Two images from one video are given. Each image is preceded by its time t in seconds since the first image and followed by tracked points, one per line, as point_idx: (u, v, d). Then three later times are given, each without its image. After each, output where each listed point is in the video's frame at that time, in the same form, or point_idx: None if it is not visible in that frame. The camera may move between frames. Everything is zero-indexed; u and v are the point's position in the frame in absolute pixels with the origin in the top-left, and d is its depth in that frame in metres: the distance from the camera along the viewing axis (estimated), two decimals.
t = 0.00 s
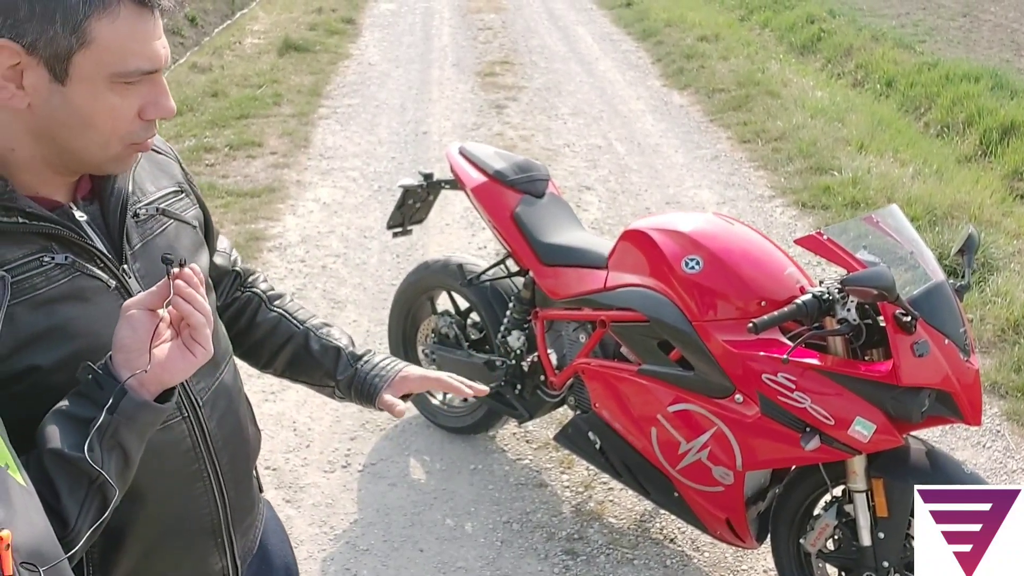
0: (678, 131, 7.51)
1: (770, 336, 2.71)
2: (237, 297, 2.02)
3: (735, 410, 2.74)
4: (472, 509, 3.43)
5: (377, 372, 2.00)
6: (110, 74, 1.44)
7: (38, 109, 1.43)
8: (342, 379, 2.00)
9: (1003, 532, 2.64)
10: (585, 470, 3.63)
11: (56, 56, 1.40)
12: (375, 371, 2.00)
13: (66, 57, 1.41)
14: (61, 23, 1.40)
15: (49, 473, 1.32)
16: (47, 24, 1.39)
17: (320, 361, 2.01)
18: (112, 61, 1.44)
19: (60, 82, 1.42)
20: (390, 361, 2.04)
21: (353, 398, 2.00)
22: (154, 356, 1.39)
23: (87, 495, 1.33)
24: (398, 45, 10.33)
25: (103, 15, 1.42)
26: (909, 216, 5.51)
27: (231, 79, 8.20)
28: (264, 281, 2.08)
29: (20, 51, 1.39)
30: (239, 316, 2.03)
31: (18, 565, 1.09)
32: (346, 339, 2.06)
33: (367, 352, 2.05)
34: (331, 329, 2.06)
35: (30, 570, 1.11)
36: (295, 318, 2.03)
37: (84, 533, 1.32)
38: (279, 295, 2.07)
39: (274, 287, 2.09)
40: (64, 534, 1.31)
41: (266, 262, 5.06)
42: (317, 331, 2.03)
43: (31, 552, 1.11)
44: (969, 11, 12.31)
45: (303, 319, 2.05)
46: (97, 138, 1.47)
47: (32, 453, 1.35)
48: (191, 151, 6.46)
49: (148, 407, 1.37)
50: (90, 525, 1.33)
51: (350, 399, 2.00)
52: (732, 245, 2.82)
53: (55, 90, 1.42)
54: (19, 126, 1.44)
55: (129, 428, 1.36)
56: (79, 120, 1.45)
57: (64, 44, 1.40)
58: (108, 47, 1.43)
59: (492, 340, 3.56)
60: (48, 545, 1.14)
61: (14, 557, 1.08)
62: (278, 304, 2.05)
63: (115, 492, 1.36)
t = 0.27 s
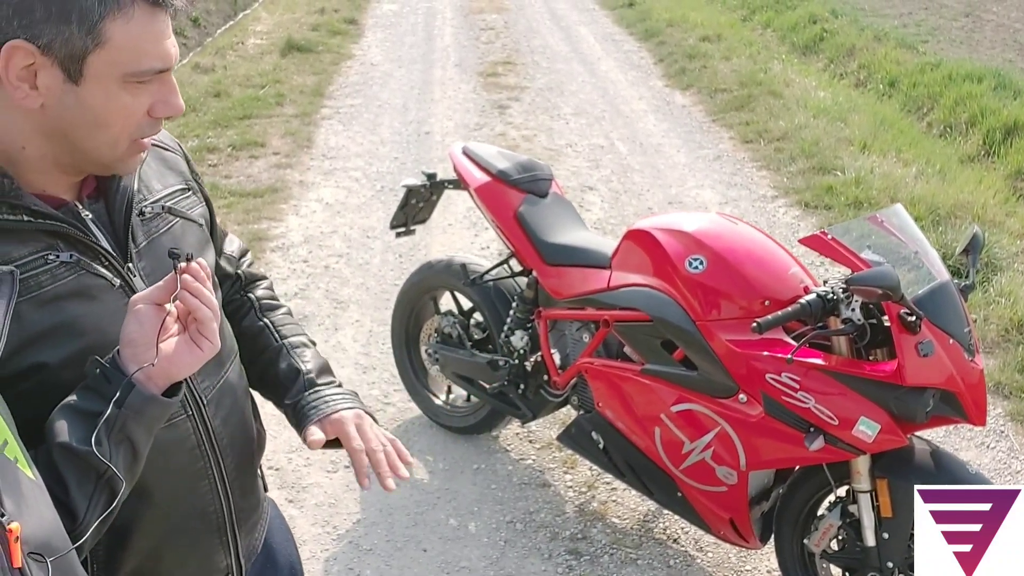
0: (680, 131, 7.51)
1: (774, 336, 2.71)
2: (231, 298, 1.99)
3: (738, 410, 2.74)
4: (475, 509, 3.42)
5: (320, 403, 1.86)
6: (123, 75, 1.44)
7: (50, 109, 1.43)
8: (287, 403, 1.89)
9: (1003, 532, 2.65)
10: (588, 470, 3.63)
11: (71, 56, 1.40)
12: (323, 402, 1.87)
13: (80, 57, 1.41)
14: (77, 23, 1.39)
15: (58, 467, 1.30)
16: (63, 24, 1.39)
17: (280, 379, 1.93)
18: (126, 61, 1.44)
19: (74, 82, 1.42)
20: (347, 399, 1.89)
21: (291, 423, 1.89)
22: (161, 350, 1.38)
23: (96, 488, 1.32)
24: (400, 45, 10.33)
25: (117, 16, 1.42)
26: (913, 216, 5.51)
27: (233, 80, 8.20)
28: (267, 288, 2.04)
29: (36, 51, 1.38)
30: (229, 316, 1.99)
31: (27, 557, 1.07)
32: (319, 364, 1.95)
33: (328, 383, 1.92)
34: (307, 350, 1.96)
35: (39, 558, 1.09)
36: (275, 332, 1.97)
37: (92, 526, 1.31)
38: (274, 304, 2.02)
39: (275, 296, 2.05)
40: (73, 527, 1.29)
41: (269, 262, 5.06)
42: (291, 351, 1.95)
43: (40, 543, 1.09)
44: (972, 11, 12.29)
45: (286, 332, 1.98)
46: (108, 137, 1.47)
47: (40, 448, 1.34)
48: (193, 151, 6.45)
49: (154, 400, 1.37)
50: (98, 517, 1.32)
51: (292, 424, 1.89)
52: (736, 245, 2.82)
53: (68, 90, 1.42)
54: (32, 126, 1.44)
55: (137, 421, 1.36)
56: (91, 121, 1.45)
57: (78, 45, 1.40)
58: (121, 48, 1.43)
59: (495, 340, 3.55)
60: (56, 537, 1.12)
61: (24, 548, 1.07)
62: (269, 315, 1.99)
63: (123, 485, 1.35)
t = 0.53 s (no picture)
0: (679, 130, 7.51)
1: (774, 333, 2.71)
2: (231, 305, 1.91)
3: (739, 407, 2.74)
4: (476, 508, 3.42)
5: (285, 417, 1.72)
6: (115, 73, 1.44)
7: (42, 107, 1.43)
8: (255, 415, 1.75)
9: (1003, 531, 2.64)
10: (589, 468, 3.63)
11: (61, 52, 1.40)
12: (286, 422, 1.72)
13: (72, 54, 1.40)
14: (68, 20, 1.39)
15: (66, 461, 1.29)
16: (54, 21, 1.39)
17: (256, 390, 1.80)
18: (117, 59, 1.43)
19: (64, 79, 1.41)
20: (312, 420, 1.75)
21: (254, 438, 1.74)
22: (167, 345, 1.37)
23: (103, 482, 1.31)
24: (399, 45, 10.32)
25: (108, 13, 1.41)
26: (912, 213, 5.50)
27: (232, 80, 8.20)
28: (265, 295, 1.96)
29: (26, 46, 1.39)
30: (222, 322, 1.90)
31: (32, 556, 1.05)
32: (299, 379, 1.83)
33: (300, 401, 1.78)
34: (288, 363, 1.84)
35: (44, 560, 1.07)
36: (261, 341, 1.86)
37: (100, 521, 1.29)
38: (272, 314, 1.92)
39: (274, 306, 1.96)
40: (81, 521, 1.28)
41: (268, 262, 5.06)
42: (272, 361, 1.83)
43: (45, 540, 1.08)
44: (970, 8, 12.29)
45: (273, 344, 1.87)
46: (102, 135, 1.46)
47: (46, 444, 1.32)
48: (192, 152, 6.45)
49: (161, 396, 1.34)
50: (106, 514, 1.30)
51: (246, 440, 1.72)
52: (737, 242, 2.81)
53: (60, 87, 1.42)
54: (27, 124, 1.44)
55: (143, 416, 1.34)
56: (85, 118, 1.44)
57: (68, 41, 1.40)
58: (112, 45, 1.42)
59: (495, 339, 3.54)
60: (61, 535, 1.10)
61: (30, 546, 1.05)
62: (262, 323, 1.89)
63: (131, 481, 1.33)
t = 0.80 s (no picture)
0: (677, 128, 7.51)
1: (773, 331, 2.72)
2: (244, 291, 1.97)
3: (739, 406, 2.74)
4: (477, 506, 3.42)
5: (380, 345, 1.95)
6: (30, 44, 1.34)
7: None
8: (350, 358, 1.94)
9: (1003, 531, 2.59)
10: (589, 467, 3.63)
11: None
12: (384, 343, 1.95)
13: None
14: None
15: (72, 460, 1.28)
16: None
17: (329, 344, 1.96)
18: (30, 28, 1.34)
19: None
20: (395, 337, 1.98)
21: (361, 376, 1.94)
22: (175, 346, 1.36)
23: (108, 481, 1.30)
24: (397, 44, 10.32)
25: None
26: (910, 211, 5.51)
27: (230, 80, 8.19)
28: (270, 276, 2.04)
29: None
30: (245, 308, 1.97)
31: (41, 553, 1.05)
32: (350, 322, 2.02)
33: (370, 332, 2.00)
34: (335, 315, 2.02)
35: (53, 554, 1.07)
36: (301, 308, 1.99)
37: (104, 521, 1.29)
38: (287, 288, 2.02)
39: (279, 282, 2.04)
40: (86, 521, 1.28)
41: (267, 261, 5.06)
42: (324, 317, 1.99)
43: (53, 538, 1.08)
44: (968, 6, 12.30)
45: (311, 309, 2.00)
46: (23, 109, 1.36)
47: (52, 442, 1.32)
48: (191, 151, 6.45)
49: (167, 397, 1.34)
50: (111, 514, 1.30)
51: (364, 377, 1.94)
52: (736, 241, 2.82)
53: None
54: None
55: (150, 417, 1.33)
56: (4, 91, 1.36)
57: None
58: (24, 10, 1.33)
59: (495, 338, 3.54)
60: (68, 534, 1.10)
61: (38, 544, 1.05)
62: (287, 296, 1.99)
63: (136, 482, 1.33)
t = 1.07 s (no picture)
0: (677, 128, 7.51)
1: (774, 331, 2.72)
2: (241, 296, 1.96)
3: (740, 406, 2.74)
4: (477, 507, 3.42)
5: (380, 351, 1.95)
6: (22, 43, 1.34)
7: None
8: (349, 365, 1.94)
9: (1003, 532, 2.56)
10: (589, 467, 3.63)
11: None
12: (384, 349, 1.96)
13: None
14: None
15: (73, 463, 1.28)
16: None
17: (328, 351, 1.96)
18: (24, 27, 1.33)
19: None
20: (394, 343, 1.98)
21: (361, 382, 1.94)
22: (175, 349, 1.35)
23: (111, 485, 1.30)
24: (396, 44, 10.31)
25: None
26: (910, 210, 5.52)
27: (229, 80, 8.19)
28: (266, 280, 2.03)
29: None
30: (243, 313, 1.96)
31: (42, 558, 1.05)
32: (347, 328, 2.02)
33: (369, 338, 2.00)
34: (331, 320, 2.01)
35: (53, 558, 1.07)
36: (298, 314, 1.98)
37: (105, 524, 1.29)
38: (283, 294, 2.02)
39: (275, 286, 2.03)
40: (87, 526, 1.27)
41: (267, 262, 5.06)
42: (322, 324, 1.99)
43: (55, 542, 1.08)
44: (967, 5, 12.29)
45: (308, 315, 2.00)
46: (17, 109, 1.36)
47: (54, 445, 1.32)
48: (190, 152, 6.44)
49: (169, 400, 1.34)
50: (112, 516, 1.30)
51: (365, 383, 1.94)
52: (736, 241, 2.82)
53: None
54: None
55: (152, 420, 1.33)
56: None
57: None
58: (17, 9, 1.33)
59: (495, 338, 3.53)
60: (69, 538, 1.10)
61: (39, 548, 1.05)
62: (283, 302, 1.99)
63: (138, 484, 1.33)
